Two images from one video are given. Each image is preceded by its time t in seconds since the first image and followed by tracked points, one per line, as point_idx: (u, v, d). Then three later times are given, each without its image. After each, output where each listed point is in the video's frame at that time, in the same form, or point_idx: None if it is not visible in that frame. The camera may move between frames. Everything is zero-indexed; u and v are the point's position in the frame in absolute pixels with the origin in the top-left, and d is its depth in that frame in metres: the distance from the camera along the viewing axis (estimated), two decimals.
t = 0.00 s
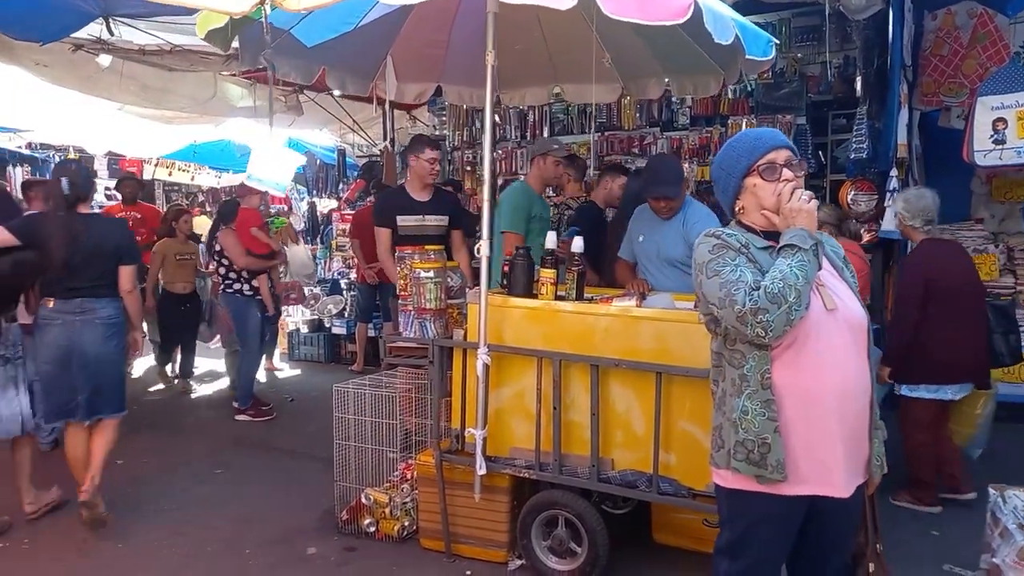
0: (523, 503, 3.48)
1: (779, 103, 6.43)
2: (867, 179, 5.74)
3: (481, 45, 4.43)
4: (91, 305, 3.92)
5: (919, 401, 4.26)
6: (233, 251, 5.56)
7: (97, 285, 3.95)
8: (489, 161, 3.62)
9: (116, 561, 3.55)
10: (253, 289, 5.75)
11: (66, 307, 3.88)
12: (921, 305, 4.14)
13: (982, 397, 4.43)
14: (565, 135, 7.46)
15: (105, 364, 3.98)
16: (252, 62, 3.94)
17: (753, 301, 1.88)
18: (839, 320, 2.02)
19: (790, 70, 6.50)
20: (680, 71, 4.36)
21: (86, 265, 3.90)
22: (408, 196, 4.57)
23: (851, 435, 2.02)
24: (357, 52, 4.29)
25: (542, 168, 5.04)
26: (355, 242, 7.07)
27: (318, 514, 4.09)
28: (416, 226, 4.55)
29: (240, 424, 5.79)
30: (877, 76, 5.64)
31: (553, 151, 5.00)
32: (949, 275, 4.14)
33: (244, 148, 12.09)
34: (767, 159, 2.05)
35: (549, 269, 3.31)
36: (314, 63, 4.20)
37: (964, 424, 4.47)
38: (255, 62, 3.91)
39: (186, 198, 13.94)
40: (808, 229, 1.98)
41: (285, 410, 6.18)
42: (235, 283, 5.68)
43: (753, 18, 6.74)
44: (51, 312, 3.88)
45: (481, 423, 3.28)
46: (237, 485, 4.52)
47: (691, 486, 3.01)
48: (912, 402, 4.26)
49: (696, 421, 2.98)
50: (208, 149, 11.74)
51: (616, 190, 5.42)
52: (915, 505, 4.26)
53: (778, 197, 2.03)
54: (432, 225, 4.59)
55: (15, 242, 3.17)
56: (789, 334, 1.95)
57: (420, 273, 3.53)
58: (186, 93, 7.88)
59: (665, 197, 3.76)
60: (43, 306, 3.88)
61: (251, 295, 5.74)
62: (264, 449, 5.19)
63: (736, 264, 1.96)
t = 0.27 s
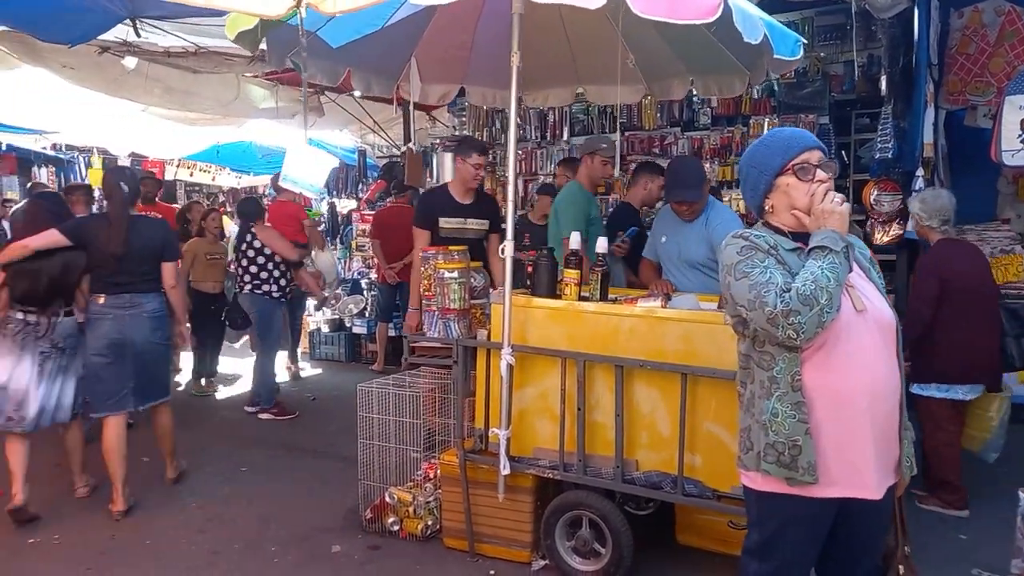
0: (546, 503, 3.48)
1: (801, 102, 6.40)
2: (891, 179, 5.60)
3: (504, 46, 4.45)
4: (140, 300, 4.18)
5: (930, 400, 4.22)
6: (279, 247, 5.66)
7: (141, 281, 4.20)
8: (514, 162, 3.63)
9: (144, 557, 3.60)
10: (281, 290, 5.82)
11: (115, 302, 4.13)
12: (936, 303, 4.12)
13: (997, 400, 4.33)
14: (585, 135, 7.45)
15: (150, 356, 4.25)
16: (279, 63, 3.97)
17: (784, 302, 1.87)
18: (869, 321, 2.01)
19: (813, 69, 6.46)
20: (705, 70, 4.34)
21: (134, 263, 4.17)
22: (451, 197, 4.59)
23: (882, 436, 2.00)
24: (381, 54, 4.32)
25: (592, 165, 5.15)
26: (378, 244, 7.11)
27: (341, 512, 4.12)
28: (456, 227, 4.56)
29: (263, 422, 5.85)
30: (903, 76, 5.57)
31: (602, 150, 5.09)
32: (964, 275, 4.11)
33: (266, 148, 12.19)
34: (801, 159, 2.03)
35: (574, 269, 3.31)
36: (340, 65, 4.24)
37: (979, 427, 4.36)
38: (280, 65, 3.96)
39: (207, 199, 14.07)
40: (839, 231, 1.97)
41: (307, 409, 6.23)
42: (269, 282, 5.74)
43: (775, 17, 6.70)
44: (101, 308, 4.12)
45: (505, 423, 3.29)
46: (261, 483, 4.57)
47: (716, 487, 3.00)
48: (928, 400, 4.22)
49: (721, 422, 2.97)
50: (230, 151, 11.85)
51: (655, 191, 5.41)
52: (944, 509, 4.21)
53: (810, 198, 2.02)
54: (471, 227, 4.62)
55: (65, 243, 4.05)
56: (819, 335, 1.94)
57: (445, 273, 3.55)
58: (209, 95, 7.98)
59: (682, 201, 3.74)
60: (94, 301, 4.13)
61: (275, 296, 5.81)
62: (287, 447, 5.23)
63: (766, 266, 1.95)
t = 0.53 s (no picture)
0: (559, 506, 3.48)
1: (817, 103, 6.38)
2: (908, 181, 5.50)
3: (518, 49, 4.45)
4: (176, 299, 4.60)
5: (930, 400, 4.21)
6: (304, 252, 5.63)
7: (176, 281, 4.60)
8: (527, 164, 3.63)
9: (160, 557, 3.63)
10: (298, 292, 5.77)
11: (153, 302, 4.53)
12: (941, 301, 4.14)
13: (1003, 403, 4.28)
14: (599, 136, 7.44)
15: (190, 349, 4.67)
16: (296, 66, 4.02)
17: (801, 311, 1.86)
18: (884, 327, 1.99)
19: (830, 70, 6.42)
20: (720, 73, 4.32)
21: (170, 266, 4.58)
22: (485, 196, 4.65)
23: (899, 442, 1.99)
24: (396, 56, 4.33)
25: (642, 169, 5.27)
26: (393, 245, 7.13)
27: (355, 513, 4.14)
28: (490, 228, 4.59)
29: (277, 422, 5.88)
30: (920, 77, 5.54)
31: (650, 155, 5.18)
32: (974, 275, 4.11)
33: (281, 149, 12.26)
34: (820, 165, 2.03)
35: (587, 273, 3.31)
36: (355, 66, 4.29)
37: (984, 431, 4.33)
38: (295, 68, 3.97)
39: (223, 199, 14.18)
40: (856, 239, 1.95)
41: (321, 410, 6.26)
42: (291, 284, 5.70)
43: (791, 18, 6.66)
44: (141, 309, 4.51)
45: (517, 426, 3.29)
46: (276, 483, 4.59)
47: (729, 492, 2.99)
48: (932, 402, 4.21)
49: (735, 426, 2.96)
50: (246, 151, 11.93)
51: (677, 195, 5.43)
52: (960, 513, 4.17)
53: (830, 204, 2.02)
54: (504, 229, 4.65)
55: (107, 245, 4.41)
56: (836, 343, 1.92)
57: (458, 276, 3.54)
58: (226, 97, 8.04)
59: (695, 205, 3.72)
60: (134, 302, 4.53)
61: (293, 297, 5.74)
62: (301, 448, 5.26)
63: (781, 274, 1.93)
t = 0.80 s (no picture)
0: (557, 508, 3.48)
1: (819, 104, 6.37)
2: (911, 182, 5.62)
3: (519, 51, 4.45)
4: (181, 292, 4.81)
5: (922, 397, 4.32)
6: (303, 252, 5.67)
7: (182, 277, 4.82)
8: (528, 165, 3.63)
9: (160, 557, 3.64)
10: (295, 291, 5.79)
11: (161, 296, 4.75)
12: (930, 302, 4.22)
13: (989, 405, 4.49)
14: (602, 137, 7.44)
15: (199, 340, 4.91)
16: (296, 68, 4.01)
17: (800, 315, 1.84)
18: (881, 331, 1.99)
19: (833, 70, 6.41)
20: (720, 75, 4.31)
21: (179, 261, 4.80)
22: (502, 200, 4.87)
23: (898, 445, 1.99)
24: (397, 58, 4.34)
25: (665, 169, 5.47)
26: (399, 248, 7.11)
27: (355, 513, 4.15)
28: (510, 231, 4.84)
29: (280, 423, 5.90)
30: (924, 77, 5.53)
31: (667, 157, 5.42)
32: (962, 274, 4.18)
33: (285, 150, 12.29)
34: (827, 167, 2.03)
35: (586, 274, 3.31)
36: (356, 70, 4.29)
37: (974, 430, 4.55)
38: (295, 70, 3.98)
39: (227, 199, 14.22)
40: (855, 243, 1.95)
41: (323, 410, 6.27)
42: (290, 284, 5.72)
43: (794, 18, 6.64)
44: (150, 303, 4.73)
45: (516, 428, 3.28)
46: (278, 483, 4.61)
47: (726, 494, 2.99)
48: (926, 399, 4.33)
49: (732, 429, 2.96)
50: (250, 153, 11.95)
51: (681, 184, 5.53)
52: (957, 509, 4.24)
53: (833, 208, 2.02)
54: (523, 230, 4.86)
55: (121, 243, 4.54)
56: (834, 347, 1.92)
57: (458, 277, 3.53)
58: (230, 98, 8.06)
59: (695, 204, 3.71)
60: (141, 297, 4.72)
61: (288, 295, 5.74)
62: (302, 448, 5.28)
63: (779, 277, 1.91)
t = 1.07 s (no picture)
0: (554, 508, 3.50)
1: (818, 104, 6.38)
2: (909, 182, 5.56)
3: (517, 52, 4.46)
4: (179, 294, 4.87)
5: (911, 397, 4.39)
6: (294, 252, 5.69)
7: (179, 279, 4.86)
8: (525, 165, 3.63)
9: (160, 557, 3.65)
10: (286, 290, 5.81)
11: (160, 297, 4.80)
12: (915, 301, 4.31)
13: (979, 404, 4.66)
14: (601, 138, 7.45)
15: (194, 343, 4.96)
16: (293, 69, 4.03)
17: (799, 319, 1.84)
18: (878, 333, 2.00)
19: (832, 71, 6.42)
20: (717, 76, 4.32)
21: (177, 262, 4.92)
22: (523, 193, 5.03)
23: (895, 447, 2.00)
24: (396, 59, 4.36)
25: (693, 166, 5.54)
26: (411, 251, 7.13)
27: (354, 513, 4.16)
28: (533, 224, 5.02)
29: (279, 423, 5.91)
30: (920, 78, 5.55)
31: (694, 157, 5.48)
32: (949, 274, 4.26)
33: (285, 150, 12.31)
34: (831, 170, 2.05)
35: (583, 275, 3.33)
36: (353, 71, 4.31)
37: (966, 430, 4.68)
38: (294, 72, 4.00)
39: (227, 199, 14.24)
40: (852, 246, 1.96)
41: (322, 411, 6.28)
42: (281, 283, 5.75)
43: (793, 19, 6.66)
44: (149, 304, 4.78)
45: (513, 428, 3.30)
46: (277, 483, 4.62)
47: (723, 494, 3.01)
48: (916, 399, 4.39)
49: (729, 430, 2.97)
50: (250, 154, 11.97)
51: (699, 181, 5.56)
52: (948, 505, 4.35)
53: (834, 209, 2.04)
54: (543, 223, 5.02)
55: (120, 249, 4.61)
56: (832, 350, 1.92)
57: (455, 278, 3.54)
58: (230, 99, 8.07)
59: (692, 203, 3.72)
60: (140, 298, 4.77)
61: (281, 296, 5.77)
62: (302, 448, 5.29)
63: (777, 280, 1.91)
